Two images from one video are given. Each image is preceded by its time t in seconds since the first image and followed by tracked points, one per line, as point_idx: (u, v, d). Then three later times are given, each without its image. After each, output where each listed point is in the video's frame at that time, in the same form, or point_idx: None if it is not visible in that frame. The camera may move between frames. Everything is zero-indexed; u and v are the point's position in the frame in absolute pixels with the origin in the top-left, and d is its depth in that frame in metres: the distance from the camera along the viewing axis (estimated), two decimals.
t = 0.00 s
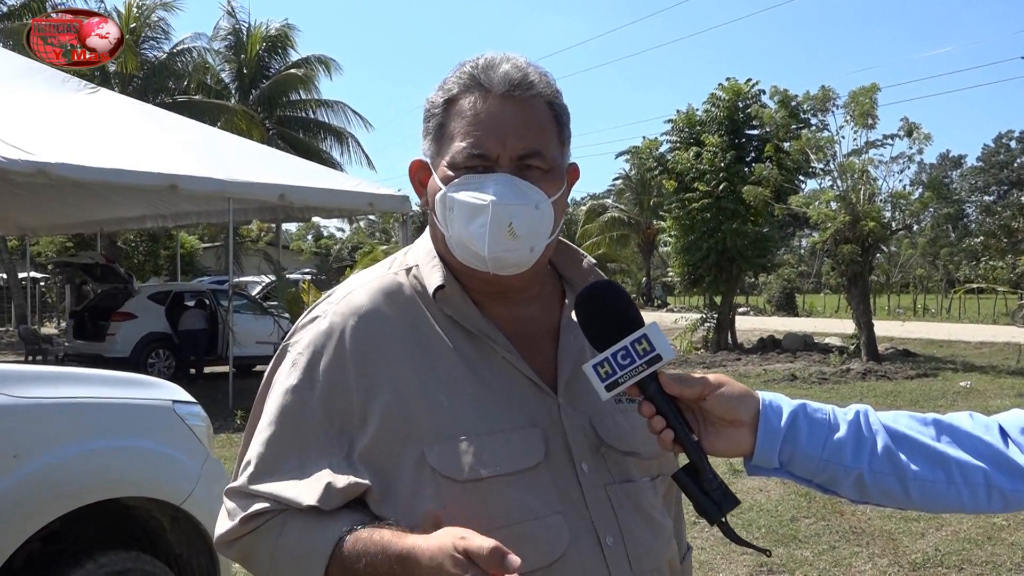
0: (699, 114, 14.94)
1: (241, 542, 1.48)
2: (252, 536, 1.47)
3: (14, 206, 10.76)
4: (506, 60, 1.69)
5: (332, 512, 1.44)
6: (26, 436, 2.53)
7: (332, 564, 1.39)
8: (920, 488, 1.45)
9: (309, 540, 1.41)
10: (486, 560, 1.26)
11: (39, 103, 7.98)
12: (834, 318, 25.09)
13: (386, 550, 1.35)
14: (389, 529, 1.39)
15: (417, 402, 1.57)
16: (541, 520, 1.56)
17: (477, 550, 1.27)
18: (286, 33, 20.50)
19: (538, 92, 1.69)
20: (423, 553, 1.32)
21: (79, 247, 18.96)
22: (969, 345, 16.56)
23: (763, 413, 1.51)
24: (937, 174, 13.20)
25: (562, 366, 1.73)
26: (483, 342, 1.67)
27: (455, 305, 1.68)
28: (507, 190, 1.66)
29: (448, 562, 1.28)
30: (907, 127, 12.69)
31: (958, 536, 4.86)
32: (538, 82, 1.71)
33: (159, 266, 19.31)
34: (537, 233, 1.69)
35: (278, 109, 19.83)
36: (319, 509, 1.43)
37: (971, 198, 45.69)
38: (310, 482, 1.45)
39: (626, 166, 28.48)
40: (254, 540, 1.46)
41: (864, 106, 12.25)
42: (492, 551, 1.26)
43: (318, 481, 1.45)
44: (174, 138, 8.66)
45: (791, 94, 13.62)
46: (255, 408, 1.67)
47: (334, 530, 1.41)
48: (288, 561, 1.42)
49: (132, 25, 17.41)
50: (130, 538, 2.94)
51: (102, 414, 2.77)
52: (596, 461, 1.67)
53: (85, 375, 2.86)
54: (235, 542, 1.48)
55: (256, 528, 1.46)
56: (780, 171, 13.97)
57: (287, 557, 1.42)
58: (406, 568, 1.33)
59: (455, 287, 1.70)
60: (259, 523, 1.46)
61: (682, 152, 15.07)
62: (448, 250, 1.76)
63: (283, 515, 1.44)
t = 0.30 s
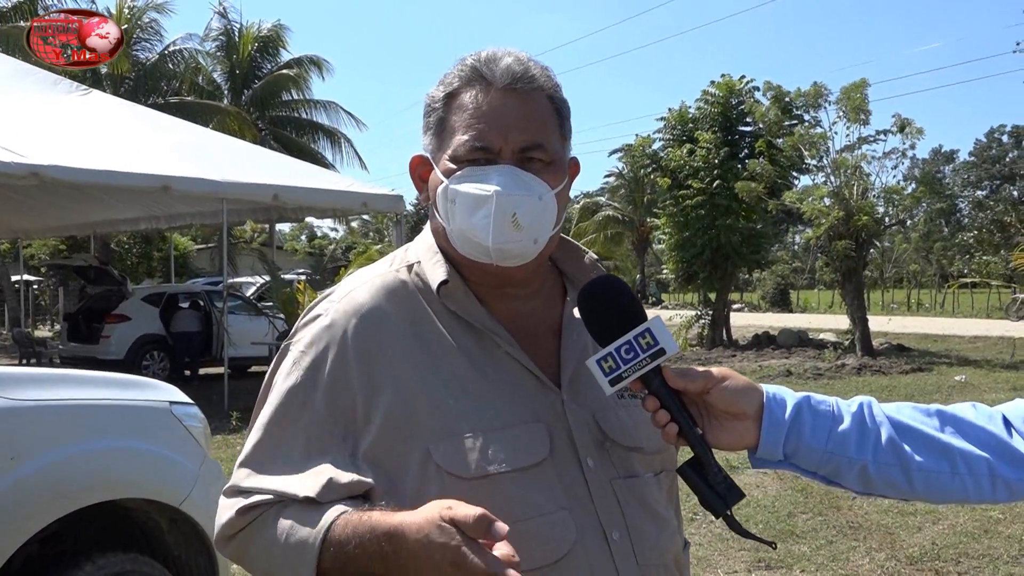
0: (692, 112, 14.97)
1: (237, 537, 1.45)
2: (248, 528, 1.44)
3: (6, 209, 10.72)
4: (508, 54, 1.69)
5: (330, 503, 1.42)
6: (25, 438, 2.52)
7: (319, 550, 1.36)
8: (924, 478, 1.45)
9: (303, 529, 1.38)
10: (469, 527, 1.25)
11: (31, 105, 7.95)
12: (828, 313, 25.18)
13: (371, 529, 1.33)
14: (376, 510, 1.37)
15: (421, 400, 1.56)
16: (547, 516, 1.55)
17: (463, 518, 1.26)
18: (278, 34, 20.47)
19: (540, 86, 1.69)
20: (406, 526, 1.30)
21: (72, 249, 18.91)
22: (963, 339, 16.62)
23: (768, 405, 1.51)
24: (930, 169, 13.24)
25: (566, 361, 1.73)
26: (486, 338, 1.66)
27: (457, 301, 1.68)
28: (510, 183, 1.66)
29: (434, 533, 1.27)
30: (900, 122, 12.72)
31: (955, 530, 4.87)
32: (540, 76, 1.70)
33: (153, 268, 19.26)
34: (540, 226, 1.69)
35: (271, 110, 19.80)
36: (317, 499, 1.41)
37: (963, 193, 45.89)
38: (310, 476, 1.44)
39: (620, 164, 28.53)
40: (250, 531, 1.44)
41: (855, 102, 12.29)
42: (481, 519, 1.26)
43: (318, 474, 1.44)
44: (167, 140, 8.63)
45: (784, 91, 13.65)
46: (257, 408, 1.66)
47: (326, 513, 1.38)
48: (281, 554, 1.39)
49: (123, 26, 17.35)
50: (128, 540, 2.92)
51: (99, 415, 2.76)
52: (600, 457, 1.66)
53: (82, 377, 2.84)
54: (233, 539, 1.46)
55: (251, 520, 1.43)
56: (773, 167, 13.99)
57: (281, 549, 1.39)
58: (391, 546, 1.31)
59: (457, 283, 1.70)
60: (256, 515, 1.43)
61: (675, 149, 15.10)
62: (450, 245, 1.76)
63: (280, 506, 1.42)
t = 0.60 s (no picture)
0: (685, 111, 14.99)
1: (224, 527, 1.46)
2: (232, 515, 1.44)
3: None
4: (498, 55, 1.69)
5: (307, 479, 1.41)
6: (13, 438, 2.50)
7: (288, 511, 1.35)
8: (912, 477, 1.45)
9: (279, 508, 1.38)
10: (418, 437, 1.24)
11: (21, 104, 7.90)
12: (822, 312, 25.26)
13: (330, 479, 1.33)
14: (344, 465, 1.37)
15: (409, 403, 1.56)
16: (536, 519, 1.55)
17: (406, 434, 1.25)
18: (271, 33, 20.43)
19: (529, 87, 1.68)
20: (358, 459, 1.28)
21: (64, 248, 18.85)
22: (956, 338, 16.67)
23: (755, 405, 1.51)
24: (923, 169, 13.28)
25: (554, 363, 1.72)
26: (474, 339, 1.65)
27: (447, 302, 1.67)
28: (499, 183, 1.65)
29: (380, 452, 1.24)
30: (892, 122, 12.75)
31: (947, 528, 4.89)
32: (529, 77, 1.70)
33: (145, 267, 19.20)
34: (529, 227, 1.69)
35: (264, 109, 19.75)
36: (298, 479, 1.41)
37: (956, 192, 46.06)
38: (293, 463, 1.43)
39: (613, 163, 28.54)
40: (233, 519, 1.44)
41: (848, 101, 12.31)
42: (423, 428, 1.24)
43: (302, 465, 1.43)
44: (159, 139, 8.60)
45: (777, 90, 13.67)
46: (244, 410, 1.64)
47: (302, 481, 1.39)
48: (258, 534, 1.38)
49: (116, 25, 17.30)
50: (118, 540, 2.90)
51: (90, 416, 2.74)
52: (589, 460, 1.66)
53: (72, 376, 2.83)
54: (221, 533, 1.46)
55: (233, 506, 1.44)
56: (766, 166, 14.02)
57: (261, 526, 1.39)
58: (349, 482, 1.29)
59: (446, 284, 1.69)
60: (238, 503, 1.44)
61: (668, 148, 15.12)
62: (439, 247, 1.75)
63: (258, 488, 1.43)
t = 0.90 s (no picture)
0: (685, 110, 14.98)
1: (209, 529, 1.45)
2: (214, 519, 1.45)
3: None
4: (482, 55, 1.69)
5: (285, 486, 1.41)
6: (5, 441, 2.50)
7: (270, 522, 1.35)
8: (892, 478, 1.45)
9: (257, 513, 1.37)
10: (398, 457, 1.23)
11: (20, 106, 7.92)
12: (823, 311, 25.25)
13: (310, 493, 1.32)
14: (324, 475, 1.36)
15: (394, 406, 1.56)
16: (521, 522, 1.55)
17: (388, 452, 1.23)
18: (271, 34, 20.45)
19: (513, 88, 1.68)
20: (339, 473, 1.28)
21: (65, 249, 18.86)
22: (956, 336, 16.66)
23: (737, 406, 1.51)
24: (923, 167, 13.26)
25: (539, 363, 1.72)
26: (458, 341, 1.65)
27: (430, 304, 1.67)
28: (483, 183, 1.65)
29: (361, 469, 1.24)
30: (892, 121, 12.74)
31: (945, 527, 4.88)
32: (514, 77, 1.70)
33: (146, 268, 19.21)
34: (514, 227, 1.68)
35: (264, 109, 19.76)
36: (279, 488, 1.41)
37: (958, 190, 46.01)
38: (277, 469, 1.43)
39: (614, 163, 28.54)
40: (215, 523, 1.44)
41: (849, 100, 12.30)
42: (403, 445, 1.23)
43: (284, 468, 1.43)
44: (159, 140, 8.61)
45: (777, 89, 13.67)
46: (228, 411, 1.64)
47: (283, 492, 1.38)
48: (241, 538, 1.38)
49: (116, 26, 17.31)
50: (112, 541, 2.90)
51: (84, 417, 2.74)
52: (575, 462, 1.66)
53: (65, 378, 2.82)
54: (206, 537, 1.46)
55: (215, 511, 1.44)
56: (766, 165, 14.00)
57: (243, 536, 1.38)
58: (329, 496, 1.28)
59: (430, 285, 1.69)
60: (219, 507, 1.44)
61: (669, 147, 15.12)
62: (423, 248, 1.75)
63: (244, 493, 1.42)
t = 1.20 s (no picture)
0: (704, 109, 14.91)
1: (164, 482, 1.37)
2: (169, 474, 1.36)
3: (19, 208, 10.80)
4: (474, 49, 1.71)
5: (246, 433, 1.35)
6: (14, 438, 2.53)
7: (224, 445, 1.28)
8: (890, 481, 1.44)
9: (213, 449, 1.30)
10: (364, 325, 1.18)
11: (41, 104, 8.01)
12: (842, 311, 25.06)
13: (262, 402, 1.26)
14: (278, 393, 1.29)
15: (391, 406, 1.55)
16: (517, 526, 1.55)
17: (349, 328, 1.19)
18: (291, 33, 20.60)
19: (506, 80, 1.69)
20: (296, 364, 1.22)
21: (86, 247, 19.07)
22: (976, 338, 16.49)
23: (733, 406, 1.50)
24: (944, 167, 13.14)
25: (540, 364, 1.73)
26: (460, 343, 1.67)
27: (433, 303, 1.69)
28: (479, 172, 1.66)
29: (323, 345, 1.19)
30: (912, 120, 12.63)
31: (962, 530, 4.84)
32: (507, 70, 1.71)
33: (166, 266, 19.40)
34: (514, 216, 1.69)
35: (283, 108, 19.89)
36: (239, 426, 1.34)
37: (981, 191, 45.54)
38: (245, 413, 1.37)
39: (632, 162, 28.46)
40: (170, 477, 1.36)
41: (868, 99, 12.20)
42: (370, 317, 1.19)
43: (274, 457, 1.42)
44: (177, 138, 8.68)
45: (796, 88, 13.59)
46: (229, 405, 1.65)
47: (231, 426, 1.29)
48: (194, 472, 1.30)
49: (137, 25, 17.50)
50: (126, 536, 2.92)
51: (96, 414, 2.78)
52: (575, 466, 1.67)
53: (78, 374, 2.85)
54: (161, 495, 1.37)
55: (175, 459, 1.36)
56: (784, 164, 13.92)
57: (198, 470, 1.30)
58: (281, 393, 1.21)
59: (432, 283, 1.71)
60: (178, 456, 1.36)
61: (687, 146, 15.07)
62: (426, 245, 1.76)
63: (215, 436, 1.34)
